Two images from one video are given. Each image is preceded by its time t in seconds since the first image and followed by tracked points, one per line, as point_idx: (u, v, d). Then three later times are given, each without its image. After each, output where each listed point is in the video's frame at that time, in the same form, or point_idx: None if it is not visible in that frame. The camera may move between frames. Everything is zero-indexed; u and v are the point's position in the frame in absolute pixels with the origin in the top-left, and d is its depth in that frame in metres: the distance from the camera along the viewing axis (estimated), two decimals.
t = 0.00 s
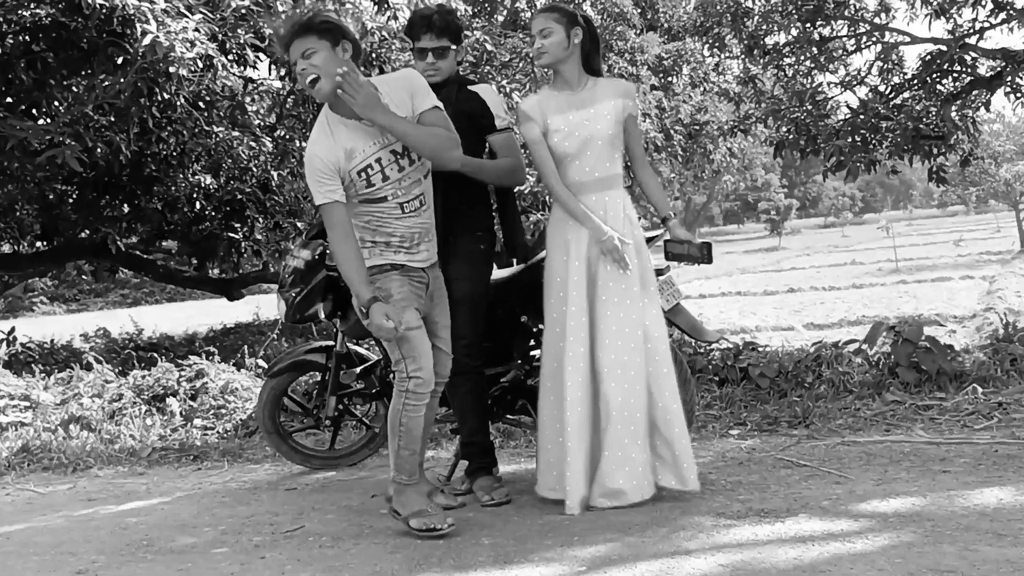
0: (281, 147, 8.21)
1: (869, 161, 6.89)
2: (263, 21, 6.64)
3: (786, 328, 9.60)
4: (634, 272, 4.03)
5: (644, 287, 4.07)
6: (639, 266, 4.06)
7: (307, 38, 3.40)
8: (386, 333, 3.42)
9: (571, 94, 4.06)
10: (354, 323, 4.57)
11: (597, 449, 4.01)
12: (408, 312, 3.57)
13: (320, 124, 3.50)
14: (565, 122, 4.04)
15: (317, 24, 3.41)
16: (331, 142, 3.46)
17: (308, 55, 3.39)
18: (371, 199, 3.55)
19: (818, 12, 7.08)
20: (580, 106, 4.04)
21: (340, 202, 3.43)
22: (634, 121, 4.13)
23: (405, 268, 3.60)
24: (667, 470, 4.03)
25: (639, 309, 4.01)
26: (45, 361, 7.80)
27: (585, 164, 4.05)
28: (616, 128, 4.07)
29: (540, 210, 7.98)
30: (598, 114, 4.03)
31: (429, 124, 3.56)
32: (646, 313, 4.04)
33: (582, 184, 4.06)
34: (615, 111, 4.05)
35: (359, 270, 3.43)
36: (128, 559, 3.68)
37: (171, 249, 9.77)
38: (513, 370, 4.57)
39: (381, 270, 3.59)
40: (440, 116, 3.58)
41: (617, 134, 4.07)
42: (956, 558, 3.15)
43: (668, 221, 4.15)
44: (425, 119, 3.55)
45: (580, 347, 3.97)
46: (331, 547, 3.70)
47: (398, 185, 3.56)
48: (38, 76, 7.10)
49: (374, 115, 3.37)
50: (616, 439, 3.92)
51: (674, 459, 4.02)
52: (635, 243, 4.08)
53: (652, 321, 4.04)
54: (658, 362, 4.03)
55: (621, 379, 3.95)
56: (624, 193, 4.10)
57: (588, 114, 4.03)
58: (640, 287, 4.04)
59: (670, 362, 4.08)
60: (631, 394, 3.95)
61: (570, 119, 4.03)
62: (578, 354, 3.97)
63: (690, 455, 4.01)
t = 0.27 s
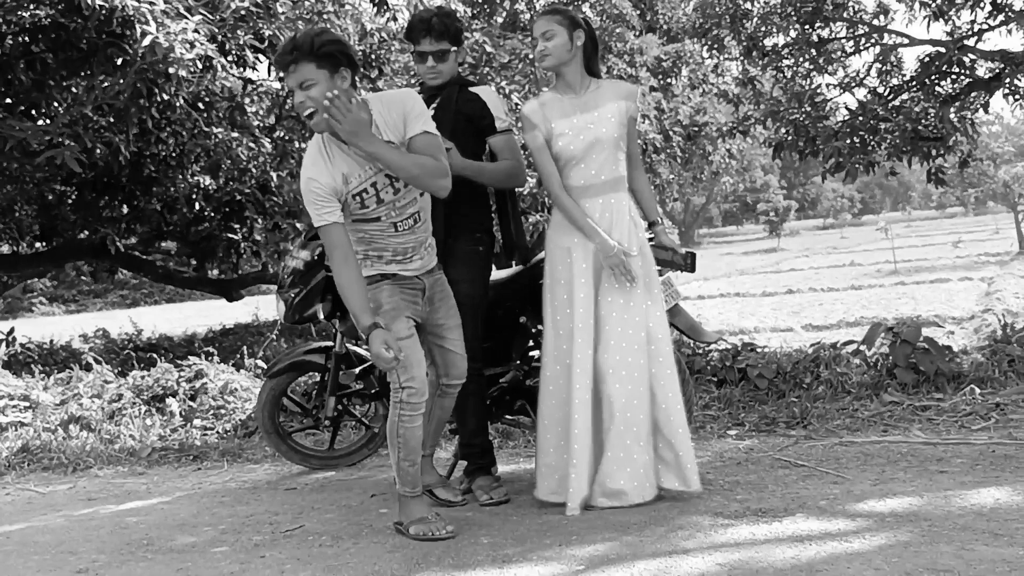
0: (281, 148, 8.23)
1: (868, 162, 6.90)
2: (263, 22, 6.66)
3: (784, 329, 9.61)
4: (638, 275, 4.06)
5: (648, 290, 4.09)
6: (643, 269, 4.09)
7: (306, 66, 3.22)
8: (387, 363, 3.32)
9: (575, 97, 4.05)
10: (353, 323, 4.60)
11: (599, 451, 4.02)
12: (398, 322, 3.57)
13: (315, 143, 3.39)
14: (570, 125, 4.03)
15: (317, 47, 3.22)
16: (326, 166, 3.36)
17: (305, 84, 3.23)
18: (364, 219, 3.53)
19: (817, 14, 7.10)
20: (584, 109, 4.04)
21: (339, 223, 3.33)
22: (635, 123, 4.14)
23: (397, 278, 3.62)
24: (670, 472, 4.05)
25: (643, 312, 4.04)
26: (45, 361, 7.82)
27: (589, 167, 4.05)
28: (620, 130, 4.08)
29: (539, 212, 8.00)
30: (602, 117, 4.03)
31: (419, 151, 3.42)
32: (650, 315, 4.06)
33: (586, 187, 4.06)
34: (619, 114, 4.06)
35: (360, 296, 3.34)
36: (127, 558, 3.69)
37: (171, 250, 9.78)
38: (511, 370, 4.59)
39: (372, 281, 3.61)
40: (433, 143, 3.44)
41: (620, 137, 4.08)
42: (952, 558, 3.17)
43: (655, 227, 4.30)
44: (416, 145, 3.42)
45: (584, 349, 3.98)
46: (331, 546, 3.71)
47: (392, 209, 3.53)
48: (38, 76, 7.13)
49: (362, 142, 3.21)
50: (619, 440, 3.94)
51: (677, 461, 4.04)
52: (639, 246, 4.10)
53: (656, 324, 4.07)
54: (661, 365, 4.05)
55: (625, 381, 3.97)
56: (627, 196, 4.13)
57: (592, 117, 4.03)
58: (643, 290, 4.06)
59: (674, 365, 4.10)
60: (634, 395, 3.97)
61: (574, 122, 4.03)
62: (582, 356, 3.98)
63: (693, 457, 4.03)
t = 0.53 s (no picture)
0: (280, 147, 8.24)
1: (866, 162, 6.93)
2: (263, 21, 6.68)
3: (782, 328, 9.62)
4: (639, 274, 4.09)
5: (649, 290, 4.13)
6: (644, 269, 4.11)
7: (311, 109, 3.25)
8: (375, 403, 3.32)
9: (577, 99, 4.06)
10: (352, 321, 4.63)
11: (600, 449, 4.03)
12: (387, 331, 3.61)
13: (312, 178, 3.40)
14: (570, 127, 4.04)
15: (322, 92, 3.26)
16: (325, 200, 3.37)
17: (308, 128, 3.26)
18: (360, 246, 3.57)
19: (816, 14, 7.11)
20: (586, 110, 4.05)
21: (334, 255, 3.36)
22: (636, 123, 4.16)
23: (389, 292, 3.68)
24: (672, 470, 4.06)
25: (643, 311, 4.06)
26: (45, 359, 7.83)
27: (589, 168, 4.07)
28: (621, 132, 4.09)
29: (538, 210, 8.01)
30: (603, 119, 4.04)
31: (417, 192, 3.48)
32: (651, 314, 4.09)
33: (587, 188, 4.09)
34: (620, 115, 4.07)
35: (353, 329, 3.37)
36: (128, 554, 3.71)
37: (171, 248, 9.80)
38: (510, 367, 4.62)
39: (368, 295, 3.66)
40: (431, 186, 3.48)
41: (621, 139, 4.10)
42: (949, 554, 3.18)
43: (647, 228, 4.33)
44: (415, 187, 3.47)
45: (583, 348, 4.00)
46: (330, 543, 3.73)
47: (387, 239, 3.57)
48: (39, 76, 7.12)
49: (361, 185, 3.25)
50: (620, 438, 3.95)
51: (680, 459, 4.05)
52: (640, 245, 4.14)
53: (657, 322, 4.09)
54: (663, 363, 4.08)
55: (626, 380, 3.99)
56: (629, 197, 4.15)
57: (593, 119, 4.04)
58: (645, 289, 4.10)
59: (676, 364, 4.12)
60: (636, 393, 3.99)
61: (574, 124, 4.03)
62: (582, 355, 3.99)
63: (695, 455, 4.05)
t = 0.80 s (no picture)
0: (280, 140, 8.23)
1: (867, 156, 6.91)
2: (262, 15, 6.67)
3: (783, 322, 9.61)
4: (640, 269, 4.08)
5: (650, 285, 4.12)
6: (645, 263, 4.11)
7: (316, 154, 3.21)
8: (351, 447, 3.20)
9: (579, 93, 4.06)
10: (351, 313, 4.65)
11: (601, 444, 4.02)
12: (381, 333, 3.59)
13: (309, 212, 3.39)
14: (571, 122, 4.03)
15: (329, 139, 3.22)
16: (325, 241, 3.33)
17: (313, 171, 3.22)
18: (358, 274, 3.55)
19: (817, 8, 7.10)
20: (587, 105, 4.04)
21: (326, 290, 3.33)
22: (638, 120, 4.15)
23: (383, 296, 3.66)
24: (675, 464, 4.05)
25: (644, 305, 4.05)
26: (44, 353, 7.82)
27: (590, 163, 4.06)
28: (623, 128, 4.07)
29: (538, 204, 8.00)
30: (604, 114, 4.03)
31: (418, 234, 3.45)
32: (653, 309, 4.08)
33: (588, 183, 4.08)
34: (623, 111, 4.05)
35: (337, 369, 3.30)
36: (126, 547, 3.71)
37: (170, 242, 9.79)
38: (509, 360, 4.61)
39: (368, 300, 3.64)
40: (432, 229, 3.45)
41: (623, 134, 4.08)
42: (948, 547, 3.18)
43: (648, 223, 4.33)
44: (416, 228, 3.44)
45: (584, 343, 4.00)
46: (329, 535, 3.73)
47: (382, 268, 3.54)
48: (37, 68, 7.10)
49: (362, 228, 3.21)
50: (621, 433, 3.94)
51: (682, 453, 4.05)
52: (642, 240, 4.13)
53: (657, 317, 4.09)
54: (664, 358, 4.07)
55: (627, 374, 3.98)
56: (630, 192, 4.14)
57: (593, 115, 4.03)
58: (646, 283, 4.09)
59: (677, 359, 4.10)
60: (636, 388, 3.98)
61: (574, 120, 4.03)
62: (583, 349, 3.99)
63: (698, 449, 4.04)
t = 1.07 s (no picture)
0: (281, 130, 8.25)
1: (867, 146, 6.93)
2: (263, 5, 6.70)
3: (782, 312, 9.63)
4: (640, 259, 4.09)
5: (649, 275, 4.13)
6: (645, 253, 4.12)
7: (323, 195, 3.11)
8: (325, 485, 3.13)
9: (580, 84, 4.06)
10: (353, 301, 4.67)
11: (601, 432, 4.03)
12: (378, 334, 3.59)
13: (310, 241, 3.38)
14: (570, 113, 4.04)
15: (337, 180, 3.12)
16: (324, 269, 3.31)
17: (318, 212, 3.13)
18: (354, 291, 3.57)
19: None
20: (587, 96, 4.05)
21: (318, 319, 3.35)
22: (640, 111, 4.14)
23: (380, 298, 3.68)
24: (675, 452, 4.07)
25: (644, 294, 4.07)
26: (45, 342, 7.84)
27: (589, 154, 4.07)
28: (624, 119, 4.07)
29: (538, 194, 8.01)
30: (604, 105, 4.03)
31: (419, 265, 3.48)
32: (652, 298, 4.10)
33: (587, 174, 4.09)
34: (623, 102, 4.05)
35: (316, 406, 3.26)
36: (129, 534, 3.73)
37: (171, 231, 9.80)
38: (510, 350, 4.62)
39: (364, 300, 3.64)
40: (433, 264, 3.47)
41: (624, 125, 4.08)
42: (945, 534, 3.20)
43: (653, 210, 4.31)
44: (417, 260, 3.46)
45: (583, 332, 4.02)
46: (330, 522, 3.75)
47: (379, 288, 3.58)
48: (38, 58, 7.10)
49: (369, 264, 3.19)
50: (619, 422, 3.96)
51: (683, 439, 4.07)
52: (641, 229, 4.14)
53: (657, 307, 4.10)
54: (663, 347, 4.08)
55: (626, 363, 4.00)
56: (630, 182, 4.15)
57: (593, 106, 4.03)
58: (645, 273, 4.10)
59: (676, 348, 4.11)
60: (634, 377, 4.00)
61: (574, 111, 4.04)
62: (583, 339, 4.01)
63: (699, 436, 4.06)
